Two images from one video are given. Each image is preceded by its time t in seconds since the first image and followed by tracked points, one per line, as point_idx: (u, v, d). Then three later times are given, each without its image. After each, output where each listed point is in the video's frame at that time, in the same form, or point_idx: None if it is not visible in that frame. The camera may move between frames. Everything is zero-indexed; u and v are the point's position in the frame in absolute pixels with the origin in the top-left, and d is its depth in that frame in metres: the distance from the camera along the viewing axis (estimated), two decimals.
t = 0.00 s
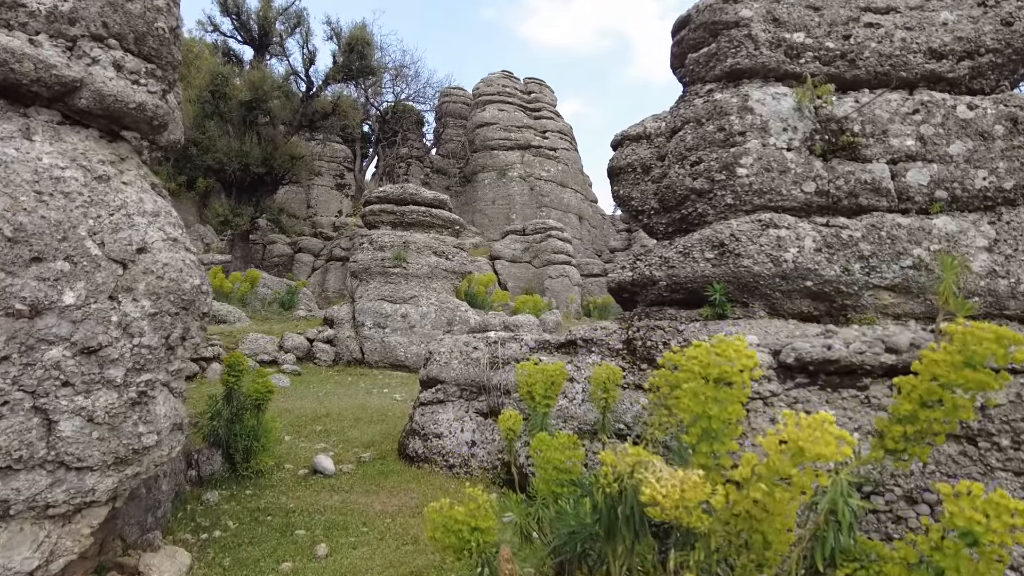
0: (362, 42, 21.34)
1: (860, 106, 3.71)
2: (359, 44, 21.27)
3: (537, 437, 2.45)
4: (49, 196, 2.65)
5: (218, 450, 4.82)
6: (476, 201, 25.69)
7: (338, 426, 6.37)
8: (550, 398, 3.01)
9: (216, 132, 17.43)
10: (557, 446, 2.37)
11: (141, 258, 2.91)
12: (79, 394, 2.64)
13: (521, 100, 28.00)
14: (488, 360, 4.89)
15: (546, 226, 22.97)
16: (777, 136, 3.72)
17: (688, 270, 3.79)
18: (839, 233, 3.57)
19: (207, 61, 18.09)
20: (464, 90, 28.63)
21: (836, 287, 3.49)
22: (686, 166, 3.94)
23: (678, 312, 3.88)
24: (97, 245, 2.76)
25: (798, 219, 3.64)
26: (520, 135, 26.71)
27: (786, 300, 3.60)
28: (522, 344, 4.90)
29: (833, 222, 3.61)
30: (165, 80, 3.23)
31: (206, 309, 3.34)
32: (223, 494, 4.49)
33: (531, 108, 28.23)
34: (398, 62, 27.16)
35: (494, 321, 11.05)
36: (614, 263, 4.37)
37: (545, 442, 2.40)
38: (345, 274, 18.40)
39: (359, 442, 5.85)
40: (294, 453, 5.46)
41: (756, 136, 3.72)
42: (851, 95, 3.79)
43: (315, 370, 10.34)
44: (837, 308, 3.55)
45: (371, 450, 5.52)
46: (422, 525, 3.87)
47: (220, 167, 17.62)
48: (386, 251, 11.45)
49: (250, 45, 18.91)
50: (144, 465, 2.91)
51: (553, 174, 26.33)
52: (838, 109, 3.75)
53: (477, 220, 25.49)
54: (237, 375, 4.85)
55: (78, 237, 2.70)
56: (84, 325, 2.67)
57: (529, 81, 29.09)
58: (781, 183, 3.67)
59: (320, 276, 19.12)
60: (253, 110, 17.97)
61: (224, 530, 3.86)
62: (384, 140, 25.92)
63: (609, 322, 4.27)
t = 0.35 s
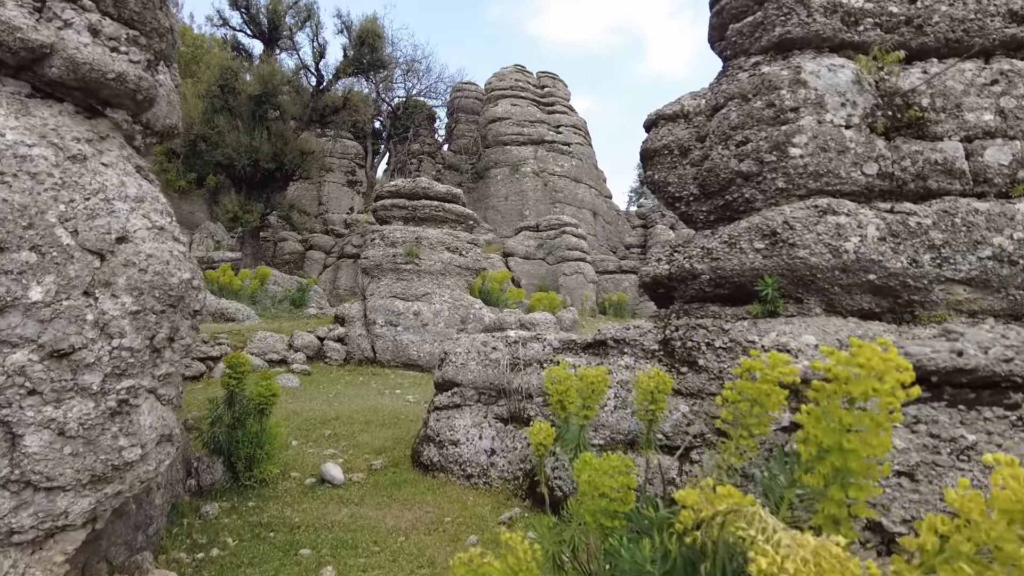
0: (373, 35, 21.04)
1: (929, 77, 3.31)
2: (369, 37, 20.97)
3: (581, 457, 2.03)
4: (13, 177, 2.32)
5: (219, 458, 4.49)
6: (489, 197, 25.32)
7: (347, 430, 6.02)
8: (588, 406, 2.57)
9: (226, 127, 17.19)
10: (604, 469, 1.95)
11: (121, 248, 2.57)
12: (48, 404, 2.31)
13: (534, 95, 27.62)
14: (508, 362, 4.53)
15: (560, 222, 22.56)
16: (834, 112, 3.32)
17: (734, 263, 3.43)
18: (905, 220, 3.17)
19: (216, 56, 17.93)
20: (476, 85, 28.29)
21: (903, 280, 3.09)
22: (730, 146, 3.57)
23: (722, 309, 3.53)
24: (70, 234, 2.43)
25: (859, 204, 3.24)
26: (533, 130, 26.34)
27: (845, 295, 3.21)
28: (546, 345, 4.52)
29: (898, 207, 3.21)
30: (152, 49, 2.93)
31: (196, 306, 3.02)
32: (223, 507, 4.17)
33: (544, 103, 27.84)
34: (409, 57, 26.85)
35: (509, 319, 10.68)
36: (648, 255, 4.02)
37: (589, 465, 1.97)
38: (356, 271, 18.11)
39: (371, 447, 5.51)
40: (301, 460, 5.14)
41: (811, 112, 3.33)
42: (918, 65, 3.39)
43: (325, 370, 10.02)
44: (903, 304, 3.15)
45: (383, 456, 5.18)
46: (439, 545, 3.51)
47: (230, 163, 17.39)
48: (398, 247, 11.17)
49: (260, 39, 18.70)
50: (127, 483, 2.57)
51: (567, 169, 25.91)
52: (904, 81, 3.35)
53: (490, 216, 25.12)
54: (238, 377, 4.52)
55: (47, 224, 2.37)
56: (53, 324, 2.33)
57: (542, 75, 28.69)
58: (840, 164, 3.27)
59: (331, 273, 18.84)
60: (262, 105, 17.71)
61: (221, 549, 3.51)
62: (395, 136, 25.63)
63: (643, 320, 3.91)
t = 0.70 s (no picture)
0: (388, 26, 20.73)
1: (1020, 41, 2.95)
2: (384, 28, 20.67)
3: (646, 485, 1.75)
4: None
5: (225, 464, 4.20)
6: (505, 191, 24.97)
7: (362, 433, 5.70)
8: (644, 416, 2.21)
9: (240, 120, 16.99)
10: (675, 501, 1.66)
11: (103, 234, 2.28)
12: (15, 415, 2.00)
13: (550, 87, 27.23)
14: (534, 361, 4.19)
15: (577, 216, 22.16)
16: (909, 82, 2.91)
17: (793, 253, 3.07)
18: (994, 203, 2.82)
19: (230, 49, 17.76)
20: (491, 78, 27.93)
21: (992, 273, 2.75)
22: (787, 123, 3.21)
23: (779, 304, 3.20)
24: (43, 219, 2.14)
25: (937, 186, 2.86)
26: (549, 123, 25.95)
27: (922, 290, 2.83)
28: (575, 344, 4.15)
29: (985, 189, 2.86)
30: (137, 12, 2.82)
31: (191, 301, 2.72)
32: (228, 518, 3.87)
33: (560, 96, 27.43)
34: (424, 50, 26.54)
35: (529, 315, 10.33)
36: (691, 245, 3.68)
37: (658, 496, 1.68)
38: (371, 267, 17.86)
39: (386, 451, 5.19)
40: (312, 466, 4.83)
41: (882, 82, 2.92)
42: (1004, 28, 3.03)
43: (339, 368, 9.74)
44: (989, 298, 2.83)
45: (399, 462, 4.86)
46: (461, 566, 3.17)
47: (244, 157, 17.19)
48: (414, 241, 10.86)
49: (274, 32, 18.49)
50: (110, 502, 2.25)
51: (585, 163, 25.47)
52: (990, 46, 2.97)
53: (506, 211, 24.76)
54: (245, 378, 4.21)
55: (14, 206, 2.09)
56: (21, 322, 2.03)
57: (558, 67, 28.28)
58: (916, 141, 2.87)
59: (346, 269, 18.62)
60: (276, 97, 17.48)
61: (224, 567, 3.21)
62: (411, 130, 25.35)
63: (686, 317, 3.56)
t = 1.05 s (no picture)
0: (399, 21, 20.41)
1: None
2: (395, 23, 20.35)
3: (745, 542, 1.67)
4: None
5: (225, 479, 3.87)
6: (517, 189, 24.64)
7: (374, 442, 5.35)
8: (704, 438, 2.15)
9: (249, 117, 16.76)
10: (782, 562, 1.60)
11: (67, 225, 2.23)
12: None
13: (563, 83, 26.87)
14: (561, 368, 3.83)
15: (591, 214, 21.77)
16: (1001, 52, 2.67)
17: (864, 249, 2.77)
18: None
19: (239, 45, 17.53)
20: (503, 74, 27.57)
21: None
22: (856, 102, 2.95)
23: (843, 305, 2.89)
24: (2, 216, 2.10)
25: None
26: (562, 120, 25.58)
27: (1015, 291, 2.56)
28: (606, 348, 3.78)
29: None
30: None
31: (177, 303, 2.60)
32: (226, 539, 3.53)
33: (574, 92, 27.03)
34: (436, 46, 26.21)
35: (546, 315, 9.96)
36: (738, 240, 3.37)
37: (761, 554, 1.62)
38: (382, 266, 17.60)
39: (398, 462, 4.85)
40: (319, 479, 4.50)
41: (973, 52, 2.69)
42: None
43: (350, 370, 9.46)
44: None
45: (413, 475, 4.52)
46: None
47: (253, 154, 16.95)
48: (426, 239, 10.52)
49: (283, 27, 18.24)
50: (77, 544, 2.10)
51: (599, 160, 25.05)
52: None
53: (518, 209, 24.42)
54: (246, 385, 3.89)
55: None
56: None
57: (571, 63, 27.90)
58: (1011, 118, 2.63)
59: (357, 268, 18.39)
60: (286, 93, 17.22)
61: None
62: (422, 128, 25.06)
63: (736, 320, 3.23)
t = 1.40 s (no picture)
0: (405, 12, 20.02)
1: None
2: (402, 14, 19.97)
3: None
4: None
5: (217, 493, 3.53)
6: (525, 185, 24.29)
7: (380, 449, 4.99)
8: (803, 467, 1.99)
9: (252, 111, 16.45)
10: None
11: (1, 202, 2.14)
12: None
13: (571, 77, 26.50)
14: (586, 374, 3.49)
15: (601, 209, 21.33)
16: None
17: (947, 238, 2.73)
18: None
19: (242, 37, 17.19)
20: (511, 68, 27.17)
21: None
22: (932, 68, 2.98)
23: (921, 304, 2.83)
24: None
25: None
26: (571, 114, 25.18)
27: None
28: (638, 350, 3.45)
29: None
30: None
31: (144, 300, 2.63)
32: (217, 563, 3.19)
33: (582, 85, 26.65)
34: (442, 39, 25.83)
35: (559, 312, 9.60)
36: (792, 229, 3.39)
37: None
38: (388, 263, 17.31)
39: (407, 472, 4.50)
40: (320, 492, 4.15)
41: None
42: None
43: (356, 369, 9.15)
44: None
45: (423, 488, 4.17)
46: None
47: (257, 149, 16.64)
48: (434, 235, 10.17)
49: (288, 19, 17.93)
50: None
51: (608, 154, 24.63)
52: None
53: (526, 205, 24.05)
54: (241, 390, 3.54)
55: None
56: None
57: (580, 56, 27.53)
58: None
59: (363, 265, 18.10)
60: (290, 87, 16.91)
61: None
62: (428, 123, 24.73)
63: (790, 320, 3.13)
